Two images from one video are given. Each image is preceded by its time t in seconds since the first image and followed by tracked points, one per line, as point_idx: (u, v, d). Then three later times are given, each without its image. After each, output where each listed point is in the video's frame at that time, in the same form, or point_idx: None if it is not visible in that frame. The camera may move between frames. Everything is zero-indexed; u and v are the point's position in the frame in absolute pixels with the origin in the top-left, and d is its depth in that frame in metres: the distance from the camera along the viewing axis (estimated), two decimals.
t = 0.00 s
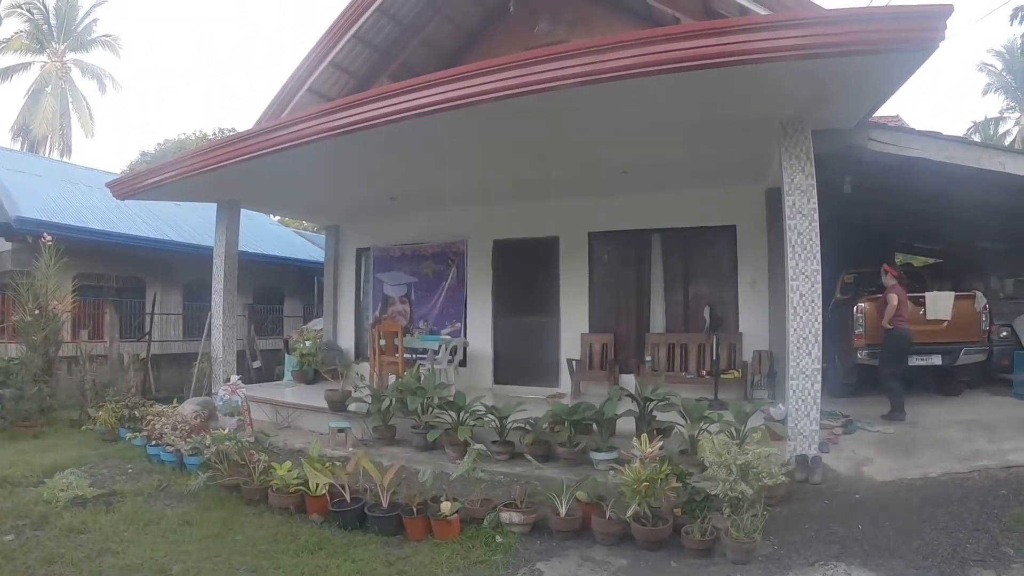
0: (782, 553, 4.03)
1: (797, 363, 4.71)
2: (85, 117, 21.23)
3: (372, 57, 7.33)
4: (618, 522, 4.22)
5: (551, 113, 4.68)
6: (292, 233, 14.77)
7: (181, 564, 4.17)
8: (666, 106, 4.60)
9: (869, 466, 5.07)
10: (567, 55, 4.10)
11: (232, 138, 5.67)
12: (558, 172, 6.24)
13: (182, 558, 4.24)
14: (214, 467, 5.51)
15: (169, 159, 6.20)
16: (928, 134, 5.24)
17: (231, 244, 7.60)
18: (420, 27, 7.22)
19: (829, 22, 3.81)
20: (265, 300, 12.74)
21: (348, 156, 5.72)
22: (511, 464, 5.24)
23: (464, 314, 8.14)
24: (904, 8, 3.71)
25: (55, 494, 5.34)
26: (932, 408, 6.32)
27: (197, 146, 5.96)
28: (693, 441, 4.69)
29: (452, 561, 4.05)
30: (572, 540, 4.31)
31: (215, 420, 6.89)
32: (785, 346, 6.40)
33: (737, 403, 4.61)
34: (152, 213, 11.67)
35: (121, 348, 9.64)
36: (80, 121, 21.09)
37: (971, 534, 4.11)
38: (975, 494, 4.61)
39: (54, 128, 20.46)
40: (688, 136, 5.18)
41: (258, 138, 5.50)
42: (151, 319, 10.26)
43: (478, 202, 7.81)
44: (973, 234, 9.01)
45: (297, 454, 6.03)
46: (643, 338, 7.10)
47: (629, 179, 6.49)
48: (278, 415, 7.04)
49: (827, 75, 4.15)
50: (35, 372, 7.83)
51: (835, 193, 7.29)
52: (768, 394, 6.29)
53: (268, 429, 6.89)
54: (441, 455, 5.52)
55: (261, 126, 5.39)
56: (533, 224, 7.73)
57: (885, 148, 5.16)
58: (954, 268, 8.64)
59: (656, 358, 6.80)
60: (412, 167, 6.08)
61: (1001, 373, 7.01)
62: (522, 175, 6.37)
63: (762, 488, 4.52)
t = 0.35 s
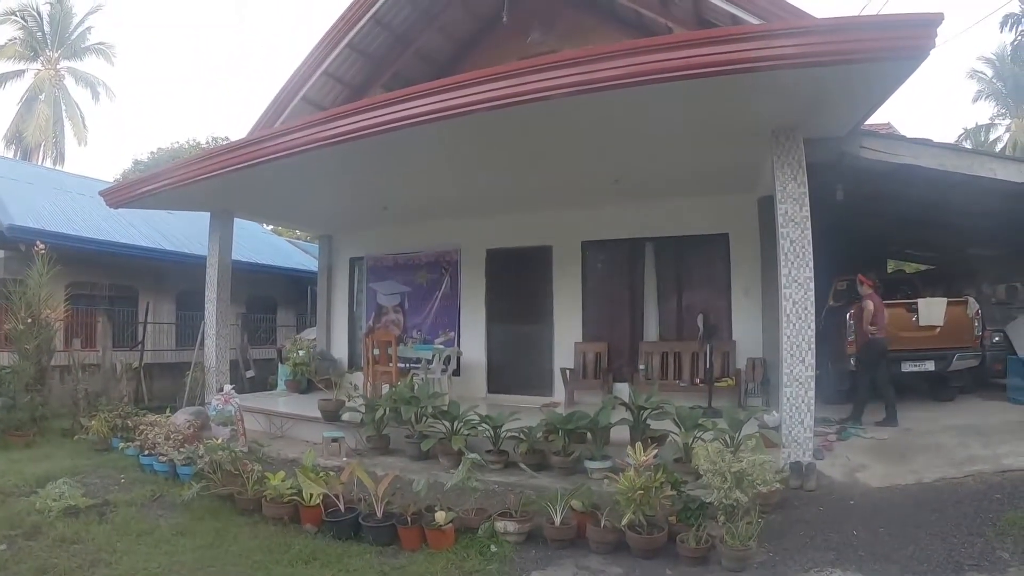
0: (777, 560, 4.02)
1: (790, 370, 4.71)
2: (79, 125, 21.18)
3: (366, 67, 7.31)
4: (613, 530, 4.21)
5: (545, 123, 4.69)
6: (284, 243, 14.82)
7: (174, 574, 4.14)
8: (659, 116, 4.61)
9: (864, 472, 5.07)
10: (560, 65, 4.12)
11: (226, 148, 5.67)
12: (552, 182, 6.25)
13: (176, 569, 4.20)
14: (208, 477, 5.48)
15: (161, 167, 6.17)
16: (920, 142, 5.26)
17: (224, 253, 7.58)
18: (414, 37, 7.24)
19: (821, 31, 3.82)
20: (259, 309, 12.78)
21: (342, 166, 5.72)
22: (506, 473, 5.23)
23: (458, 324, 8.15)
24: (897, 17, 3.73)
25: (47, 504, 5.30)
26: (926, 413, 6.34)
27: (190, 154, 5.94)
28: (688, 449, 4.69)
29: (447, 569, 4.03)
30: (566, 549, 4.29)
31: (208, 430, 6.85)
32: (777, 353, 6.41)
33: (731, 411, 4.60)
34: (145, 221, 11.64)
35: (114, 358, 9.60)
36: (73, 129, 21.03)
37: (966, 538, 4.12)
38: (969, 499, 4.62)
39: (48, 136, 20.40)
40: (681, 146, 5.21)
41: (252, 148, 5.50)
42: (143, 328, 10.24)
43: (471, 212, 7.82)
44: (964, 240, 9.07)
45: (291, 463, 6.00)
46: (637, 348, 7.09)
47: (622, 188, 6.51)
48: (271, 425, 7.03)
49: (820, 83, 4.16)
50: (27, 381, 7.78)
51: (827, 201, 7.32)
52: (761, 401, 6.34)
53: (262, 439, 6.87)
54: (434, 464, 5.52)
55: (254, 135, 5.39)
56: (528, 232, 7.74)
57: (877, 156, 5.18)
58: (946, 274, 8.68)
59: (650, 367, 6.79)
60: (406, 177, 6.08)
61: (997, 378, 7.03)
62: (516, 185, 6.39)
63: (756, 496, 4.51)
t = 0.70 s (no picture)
0: (773, 567, 4.01)
1: (783, 378, 4.72)
2: (72, 135, 21.14)
3: (359, 78, 7.31)
4: (609, 540, 4.19)
5: (538, 133, 4.71)
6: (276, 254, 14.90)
7: None
8: (651, 125, 4.63)
9: (858, 478, 5.08)
10: (554, 76, 4.14)
11: (219, 158, 5.66)
12: (546, 192, 6.27)
13: None
14: (202, 488, 5.47)
15: (155, 178, 6.16)
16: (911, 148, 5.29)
17: (218, 264, 7.57)
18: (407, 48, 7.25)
19: (813, 40, 3.85)
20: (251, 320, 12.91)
21: (335, 177, 5.73)
22: (500, 483, 5.22)
23: (451, 334, 8.15)
24: (888, 26, 3.76)
25: (40, 515, 5.27)
26: (919, 419, 6.36)
27: (184, 165, 5.93)
28: (682, 458, 4.70)
29: None
30: (561, 559, 4.28)
31: (201, 441, 6.82)
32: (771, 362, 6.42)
33: (726, 419, 4.60)
34: (138, 232, 11.63)
35: (108, 368, 9.56)
36: (67, 138, 21.00)
37: (961, 543, 4.13)
38: (964, 504, 4.63)
39: (41, 145, 20.35)
40: (673, 155, 5.22)
41: (246, 158, 5.49)
42: (137, 339, 10.23)
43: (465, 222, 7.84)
44: (955, 247, 9.12)
45: (285, 475, 5.98)
46: (630, 356, 7.11)
47: (616, 197, 6.52)
48: (265, 436, 7.02)
49: (813, 92, 4.19)
50: (21, 392, 7.73)
51: (820, 209, 7.35)
52: (756, 410, 6.35)
53: (255, 450, 6.87)
54: (429, 475, 5.52)
55: (248, 147, 5.39)
56: (523, 241, 7.76)
57: (869, 163, 5.21)
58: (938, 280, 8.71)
59: (643, 376, 6.76)
60: (399, 188, 6.09)
61: (989, 383, 7.11)
62: (510, 195, 6.40)
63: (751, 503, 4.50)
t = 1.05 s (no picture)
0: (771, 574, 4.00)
1: (780, 386, 4.71)
2: (68, 142, 21.13)
3: (354, 88, 7.31)
4: (606, 548, 4.17)
5: (533, 142, 4.72)
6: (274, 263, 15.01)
7: None
8: (647, 134, 4.65)
9: (855, 486, 5.08)
10: (549, 86, 4.17)
11: (215, 167, 5.67)
12: (542, 201, 6.28)
13: None
14: (198, 498, 5.46)
15: (152, 187, 6.16)
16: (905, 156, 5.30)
17: (214, 272, 7.57)
18: (403, 57, 7.26)
19: (807, 49, 3.87)
20: (245, 328, 13.01)
21: (331, 186, 5.74)
22: (497, 492, 5.21)
23: (447, 343, 8.16)
24: (881, 35, 3.78)
25: (36, 524, 5.25)
26: (916, 426, 6.37)
27: (180, 174, 5.93)
28: (679, 466, 4.69)
29: None
30: (558, 568, 4.26)
31: (197, 451, 6.80)
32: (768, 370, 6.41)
33: (722, 428, 4.60)
34: (134, 241, 11.64)
35: (103, 377, 9.54)
36: (63, 145, 20.99)
37: (958, 549, 4.13)
38: (961, 509, 4.63)
39: (37, 152, 20.35)
40: (669, 164, 5.24)
41: (242, 167, 5.50)
42: (133, 348, 10.22)
43: (461, 231, 7.85)
44: (950, 253, 9.16)
45: (281, 484, 5.97)
46: (627, 364, 7.12)
47: (612, 206, 6.54)
48: (261, 445, 7.02)
49: (807, 102, 4.21)
50: (16, 400, 7.70)
51: (815, 217, 7.38)
52: (753, 418, 6.34)
53: (252, 460, 6.87)
54: (425, 484, 5.50)
55: (244, 156, 5.41)
56: (520, 249, 7.77)
57: (864, 172, 5.21)
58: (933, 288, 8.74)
59: (639, 385, 6.79)
60: (395, 197, 6.10)
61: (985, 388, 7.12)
62: (506, 204, 6.41)
63: (748, 511, 4.49)
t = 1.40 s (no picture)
0: None
1: (776, 396, 4.71)
2: (66, 148, 21.14)
3: (352, 98, 7.34)
4: (603, 558, 4.16)
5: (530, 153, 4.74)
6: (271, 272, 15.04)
7: None
8: (643, 146, 4.67)
9: (851, 495, 5.08)
10: (545, 98, 4.19)
11: (213, 177, 5.69)
12: (539, 212, 6.31)
13: None
14: (194, 507, 5.45)
15: (150, 196, 6.17)
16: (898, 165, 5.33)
17: (211, 281, 7.58)
18: (400, 67, 7.29)
19: (801, 62, 3.90)
20: (243, 337, 13.07)
21: (329, 196, 5.76)
22: (494, 503, 5.21)
23: (444, 354, 8.15)
24: (873, 48, 3.82)
25: (32, 532, 5.24)
26: (912, 435, 6.38)
27: (179, 183, 5.95)
28: (675, 477, 4.69)
29: None
30: None
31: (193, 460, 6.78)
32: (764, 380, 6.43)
33: (718, 438, 4.61)
34: (131, 249, 11.66)
35: (100, 385, 9.54)
36: (61, 152, 21.00)
37: (955, 557, 4.13)
38: (957, 518, 4.64)
39: (36, 158, 20.36)
40: (666, 175, 5.27)
41: (239, 177, 5.53)
42: (129, 356, 10.24)
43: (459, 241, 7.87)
44: (945, 263, 9.18)
45: (278, 494, 5.97)
46: (623, 375, 7.11)
47: (609, 217, 6.56)
48: (258, 454, 7.01)
49: (803, 113, 4.23)
50: (12, 408, 7.69)
51: (811, 227, 7.40)
52: (749, 428, 6.35)
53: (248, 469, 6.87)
54: (422, 494, 5.50)
55: (242, 166, 5.43)
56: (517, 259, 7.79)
57: (858, 181, 5.25)
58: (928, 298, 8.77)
59: (636, 395, 6.79)
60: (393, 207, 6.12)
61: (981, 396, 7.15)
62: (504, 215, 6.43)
63: (745, 521, 4.48)
